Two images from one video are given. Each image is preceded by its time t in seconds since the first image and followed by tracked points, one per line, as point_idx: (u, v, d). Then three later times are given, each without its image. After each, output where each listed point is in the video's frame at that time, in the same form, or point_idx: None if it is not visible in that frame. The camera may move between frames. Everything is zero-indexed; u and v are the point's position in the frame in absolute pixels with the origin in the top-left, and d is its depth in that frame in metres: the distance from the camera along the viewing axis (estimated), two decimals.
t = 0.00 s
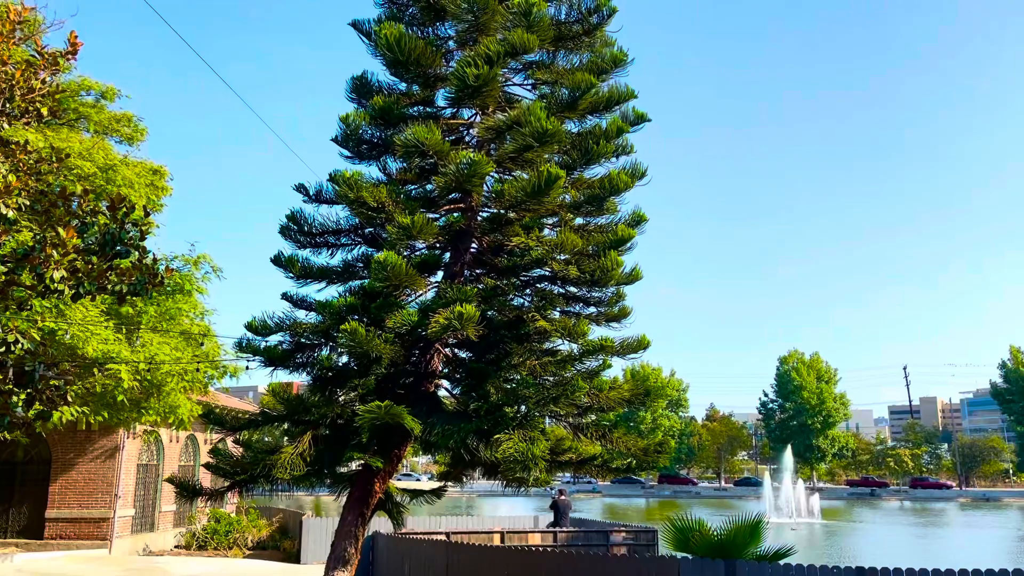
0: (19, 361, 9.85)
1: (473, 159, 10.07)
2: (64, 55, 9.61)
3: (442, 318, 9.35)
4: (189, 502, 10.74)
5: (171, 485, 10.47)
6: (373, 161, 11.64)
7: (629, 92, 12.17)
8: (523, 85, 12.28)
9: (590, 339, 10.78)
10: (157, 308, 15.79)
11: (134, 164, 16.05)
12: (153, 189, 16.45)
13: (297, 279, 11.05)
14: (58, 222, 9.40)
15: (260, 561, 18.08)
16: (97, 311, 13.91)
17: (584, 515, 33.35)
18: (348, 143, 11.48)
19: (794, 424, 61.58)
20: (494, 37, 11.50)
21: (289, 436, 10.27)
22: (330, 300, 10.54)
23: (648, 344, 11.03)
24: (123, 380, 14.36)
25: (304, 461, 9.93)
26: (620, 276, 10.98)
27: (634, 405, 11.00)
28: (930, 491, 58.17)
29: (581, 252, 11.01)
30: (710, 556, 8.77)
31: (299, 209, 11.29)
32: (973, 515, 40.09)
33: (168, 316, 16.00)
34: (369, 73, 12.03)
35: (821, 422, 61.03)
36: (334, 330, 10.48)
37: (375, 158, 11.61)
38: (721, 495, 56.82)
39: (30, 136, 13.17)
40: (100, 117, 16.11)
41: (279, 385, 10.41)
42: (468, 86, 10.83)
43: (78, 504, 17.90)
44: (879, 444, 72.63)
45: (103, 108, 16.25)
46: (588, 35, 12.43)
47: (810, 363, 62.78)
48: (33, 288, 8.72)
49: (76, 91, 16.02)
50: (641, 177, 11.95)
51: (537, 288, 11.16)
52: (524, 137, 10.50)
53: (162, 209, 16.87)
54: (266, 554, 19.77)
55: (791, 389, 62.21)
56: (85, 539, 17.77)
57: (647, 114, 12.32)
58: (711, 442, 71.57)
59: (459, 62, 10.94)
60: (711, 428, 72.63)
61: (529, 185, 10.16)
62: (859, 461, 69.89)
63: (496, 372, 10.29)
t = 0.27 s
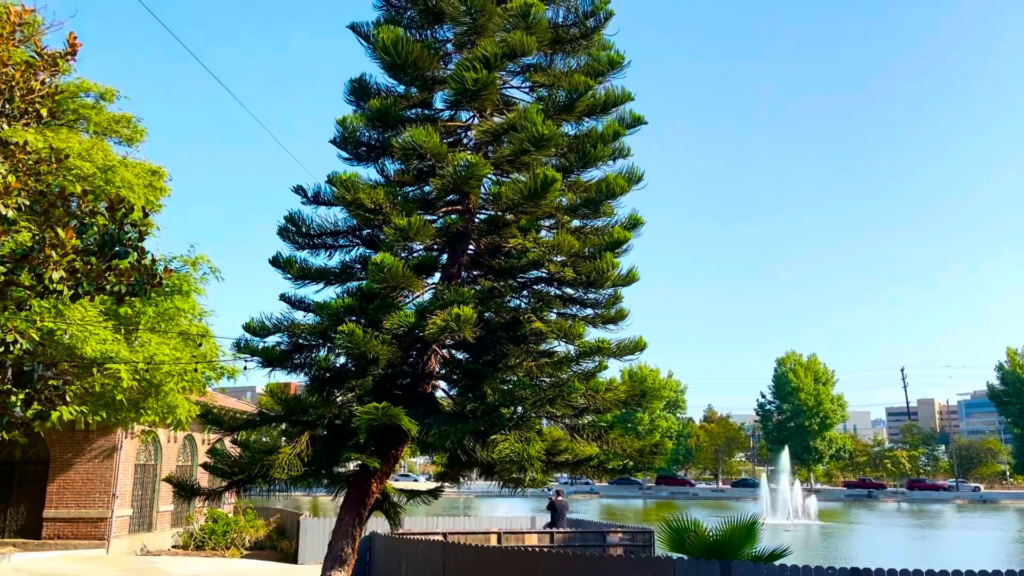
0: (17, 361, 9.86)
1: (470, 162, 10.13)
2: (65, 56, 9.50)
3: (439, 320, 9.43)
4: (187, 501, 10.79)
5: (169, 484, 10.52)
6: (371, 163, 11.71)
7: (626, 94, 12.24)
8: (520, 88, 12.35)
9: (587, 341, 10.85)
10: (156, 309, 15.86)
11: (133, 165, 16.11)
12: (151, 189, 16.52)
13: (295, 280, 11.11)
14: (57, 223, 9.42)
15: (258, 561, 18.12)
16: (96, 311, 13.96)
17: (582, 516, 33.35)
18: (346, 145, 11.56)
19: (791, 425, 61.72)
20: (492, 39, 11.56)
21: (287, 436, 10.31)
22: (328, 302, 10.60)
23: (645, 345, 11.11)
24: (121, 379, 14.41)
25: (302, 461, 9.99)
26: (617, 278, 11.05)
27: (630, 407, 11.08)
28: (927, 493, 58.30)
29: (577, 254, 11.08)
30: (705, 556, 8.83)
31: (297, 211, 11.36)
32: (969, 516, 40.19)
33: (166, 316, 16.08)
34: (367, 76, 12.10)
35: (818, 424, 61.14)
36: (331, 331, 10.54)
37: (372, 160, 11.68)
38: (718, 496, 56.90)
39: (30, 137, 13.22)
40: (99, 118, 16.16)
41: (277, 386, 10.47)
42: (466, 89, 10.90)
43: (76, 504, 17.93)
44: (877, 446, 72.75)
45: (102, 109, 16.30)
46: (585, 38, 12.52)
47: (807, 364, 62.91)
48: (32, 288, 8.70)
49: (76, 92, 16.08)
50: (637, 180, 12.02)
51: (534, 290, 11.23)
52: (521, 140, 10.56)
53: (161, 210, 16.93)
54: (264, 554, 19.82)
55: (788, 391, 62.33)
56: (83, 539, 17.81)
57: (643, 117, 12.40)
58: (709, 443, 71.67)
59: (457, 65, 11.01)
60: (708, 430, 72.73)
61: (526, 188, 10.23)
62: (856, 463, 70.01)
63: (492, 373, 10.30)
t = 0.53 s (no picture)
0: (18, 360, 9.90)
1: (469, 163, 10.16)
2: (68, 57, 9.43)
3: (439, 321, 9.49)
4: (188, 501, 10.85)
5: (169, 484, 10.58)
6: (371, 164, 11.77)
7: (625, 97, 12.30)
8: (520, 90, 12.41)
9: (585, 342, 10.92)
10: (157, 309, 15.92)
11: (134, 165, 16.17)
12: (152, 189, 16.58)
13: (295, 281, 11.17)
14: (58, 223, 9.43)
15: (258, 560, 18.19)
16: (97, 311, 14.02)
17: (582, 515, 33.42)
18: (346, 147, 11.63)
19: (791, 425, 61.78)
20: (491, 41, 11.61)
21: (288, 436, 10.37)
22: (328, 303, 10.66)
23: (644, 346, 11.18)
24: (122, 379, 14.47)
25: (302, 461, 10.06)
26: (615, 280, 11.11)
27: (629, 407, 11.18)
28: (926, 493, 58.34)
29: (576, 256, 11.16)
30: (704, 556, 8.90)
31: (298, 212, 11.42)
32: (968, 517, 40.26)
33: (167, 316, 16.12)
34: (368, 78, 12.16)
35: (817, 424, 61.22)
36: (331, 332, 10.60)
37: (372, 161, 11.74)
38: (718, 496, 56.96)
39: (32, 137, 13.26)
40: (100, 119, 16.21)
41: (277, 386, 10.53)
42: (465, 91, 10.96)
43: (76, 503, 17.99)
44: (876, 446, 72.78)
45: (103, 109, 16.35)
46: (585, 41, 12.58)
47: (807, 364, 62.98)
48: (34, 287, 8.75)
49: (77, 92, 16.13)
50: (636, 182, 12.07)
51: (533, 291, 11.28)
52: (520, 143, 10.62)
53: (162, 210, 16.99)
54: (264, 553, 19.89)
55: (788, 391, 62.40)
56: (83, 538, 17.87)
57: (642, 120, 12.46)
58: (708, 444, 71.74)
59: (457, 67, 11.07)
60: (708, 430, 72.80)
61: (526, 191, 10.31)
62: (856, 463, 70.03)
63: (491, 374, 10.41)
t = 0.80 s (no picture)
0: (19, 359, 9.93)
1: (466, 164, 10.21)
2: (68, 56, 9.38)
3: (437, 321, 9.53)
4: (188, 499, 10.90)
5: (169, 482, 10.63)
6: (370, 165, 11.82)
7: (623, 97, 12.34)
8: (519, 90, 12.45)
9: (584, 341, 10.97)
10: (158, 307, 15.96)
11: (135, 164, 16.22)
12: (152, 188, 16.63)
13: (295, 280, 11.23)
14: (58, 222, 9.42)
15: (258, 559, 18.25)
16: (97, 309, 14.06)
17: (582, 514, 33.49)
18: (346, 147, 11.69)
19: (791, 425, 61.81)
20: (490, 41, 11.65)
21: (287, 435, 10.43)
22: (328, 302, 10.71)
23: (643, 345, 11.23)
24: (123, 377, 14.53)
25: (301, 459, 10.11)
26: (614, 279, 11.17)
27: (627, 407, 11.24)
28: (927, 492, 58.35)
29: (574, 256, 11.22)
30: (701, 555, 8.97)
31: (298, 212, 11.47)
32: (968, 516, 40.30)
33: (168, 314, 16.15)
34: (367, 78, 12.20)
35: (817, 423, 61.29)
36: (330, 331, 10.65)
37: (372, 161, 11.79)
38: (717, 495, 57.03)
39: (32, 136, 13.29)
40: (101, 118, 16.25)
41: (277, 385, 10.59)
42: (464, 91, 11.01)
43: (77, 501, 18.06)
44: (877, 445, 72.79)
45: (104, 109, 16.39)
46: (584, 41, 12.62)
47: (807, 364, 63.02)
48: (35, 286, 8.79)
49: (77, 91, 16.17)
50: (634, 181, 12.13)
51: (532, 290, 11.33)
52: (518, 142, 10.65)
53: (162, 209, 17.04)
54: (264, 551, 19.95)
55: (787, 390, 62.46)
56: (83, 536, 17.93)
57: (641, 119, 12.50)
58: (708, 443, 71.81)
59: (456, 68, 11.12)
60: (708, 429, 72.87)
61: (524, 191, 10.35)
62: (856, 463, 70.05)
63: (490, 373, 10.49)
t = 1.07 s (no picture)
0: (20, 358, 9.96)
1: (463, 164, 10.26)
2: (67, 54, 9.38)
3: (435, 320, 9.56)
4: (188, 497, 10.95)
5: (169, 480, 10.68)
6: (369, 164, 11.87)
7: (621, 95, 12.37)
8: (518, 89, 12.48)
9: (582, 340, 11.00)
10: (158, 306, 15.96)
11: (134, 163, 16.26)
12: (152, 187, 16.66)
13: (294, 279, 11.27)
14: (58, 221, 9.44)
15: (257, 556, 18.30)
16: (97, 308, 14.10)
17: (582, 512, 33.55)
18: (344, 146, 11.72)
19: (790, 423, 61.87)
20: (488, 41, 11.68)
21: (287, 433, 10.48)
22: (327, 301, 10.76)
23: (641, 343, 11.26)
24: (123, 376, 14.57)
25: (300, 457, 10.15)
26: (611, 278, 11.21)
27: (625, 406, 11.23)
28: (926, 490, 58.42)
29: (572, 255, 11.27)
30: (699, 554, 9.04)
31: (297, 211, 11.51)
32: (967, 514, 40.35)
33: (168, 313, 16.14)
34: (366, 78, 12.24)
35: (816, 421, 61.36)
36: (329, 329, 10.69)
37: (371, 161, 11.83)
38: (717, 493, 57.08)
39: (32, 135, 13.33)
40: (100, 117, 16.28)
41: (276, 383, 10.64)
42: (462, 91, 11.04)
43: (77, 499, 18.11)
44: (876, 443, 72.83)
45: (103, 107, 16.42)
46: (582, 41, 12.66)
47: (806, 361, 63.08)
48: (35, 284, 8.81)
49: (77, 90, 16.20)
50: (631, 178, 12.17)
51: (530, 289, 11.36)
52: (517, 141, 10.64)
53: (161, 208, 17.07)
54: (264, 549, 20.00)
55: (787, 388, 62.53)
56: (84, 534, 17.97)
57: (638, 117, 12.54)
58: (708, 441, 71.89)
59: (454, 68, 11.15)
60: (707, 427, 72.95)
61: (522, 190, 10.38)
62: (855, 461, 70.12)
63: (488, 372, 10.57)
